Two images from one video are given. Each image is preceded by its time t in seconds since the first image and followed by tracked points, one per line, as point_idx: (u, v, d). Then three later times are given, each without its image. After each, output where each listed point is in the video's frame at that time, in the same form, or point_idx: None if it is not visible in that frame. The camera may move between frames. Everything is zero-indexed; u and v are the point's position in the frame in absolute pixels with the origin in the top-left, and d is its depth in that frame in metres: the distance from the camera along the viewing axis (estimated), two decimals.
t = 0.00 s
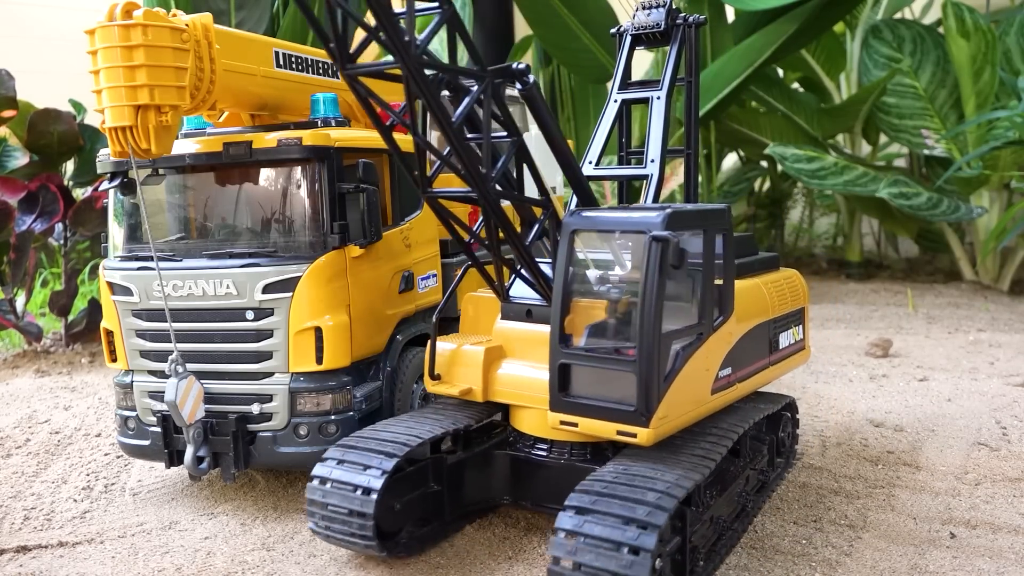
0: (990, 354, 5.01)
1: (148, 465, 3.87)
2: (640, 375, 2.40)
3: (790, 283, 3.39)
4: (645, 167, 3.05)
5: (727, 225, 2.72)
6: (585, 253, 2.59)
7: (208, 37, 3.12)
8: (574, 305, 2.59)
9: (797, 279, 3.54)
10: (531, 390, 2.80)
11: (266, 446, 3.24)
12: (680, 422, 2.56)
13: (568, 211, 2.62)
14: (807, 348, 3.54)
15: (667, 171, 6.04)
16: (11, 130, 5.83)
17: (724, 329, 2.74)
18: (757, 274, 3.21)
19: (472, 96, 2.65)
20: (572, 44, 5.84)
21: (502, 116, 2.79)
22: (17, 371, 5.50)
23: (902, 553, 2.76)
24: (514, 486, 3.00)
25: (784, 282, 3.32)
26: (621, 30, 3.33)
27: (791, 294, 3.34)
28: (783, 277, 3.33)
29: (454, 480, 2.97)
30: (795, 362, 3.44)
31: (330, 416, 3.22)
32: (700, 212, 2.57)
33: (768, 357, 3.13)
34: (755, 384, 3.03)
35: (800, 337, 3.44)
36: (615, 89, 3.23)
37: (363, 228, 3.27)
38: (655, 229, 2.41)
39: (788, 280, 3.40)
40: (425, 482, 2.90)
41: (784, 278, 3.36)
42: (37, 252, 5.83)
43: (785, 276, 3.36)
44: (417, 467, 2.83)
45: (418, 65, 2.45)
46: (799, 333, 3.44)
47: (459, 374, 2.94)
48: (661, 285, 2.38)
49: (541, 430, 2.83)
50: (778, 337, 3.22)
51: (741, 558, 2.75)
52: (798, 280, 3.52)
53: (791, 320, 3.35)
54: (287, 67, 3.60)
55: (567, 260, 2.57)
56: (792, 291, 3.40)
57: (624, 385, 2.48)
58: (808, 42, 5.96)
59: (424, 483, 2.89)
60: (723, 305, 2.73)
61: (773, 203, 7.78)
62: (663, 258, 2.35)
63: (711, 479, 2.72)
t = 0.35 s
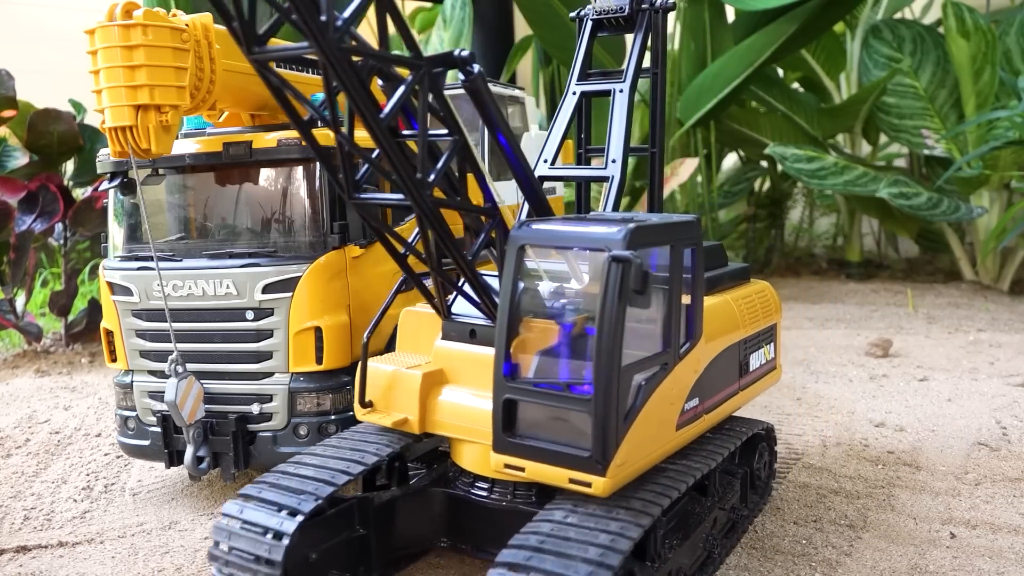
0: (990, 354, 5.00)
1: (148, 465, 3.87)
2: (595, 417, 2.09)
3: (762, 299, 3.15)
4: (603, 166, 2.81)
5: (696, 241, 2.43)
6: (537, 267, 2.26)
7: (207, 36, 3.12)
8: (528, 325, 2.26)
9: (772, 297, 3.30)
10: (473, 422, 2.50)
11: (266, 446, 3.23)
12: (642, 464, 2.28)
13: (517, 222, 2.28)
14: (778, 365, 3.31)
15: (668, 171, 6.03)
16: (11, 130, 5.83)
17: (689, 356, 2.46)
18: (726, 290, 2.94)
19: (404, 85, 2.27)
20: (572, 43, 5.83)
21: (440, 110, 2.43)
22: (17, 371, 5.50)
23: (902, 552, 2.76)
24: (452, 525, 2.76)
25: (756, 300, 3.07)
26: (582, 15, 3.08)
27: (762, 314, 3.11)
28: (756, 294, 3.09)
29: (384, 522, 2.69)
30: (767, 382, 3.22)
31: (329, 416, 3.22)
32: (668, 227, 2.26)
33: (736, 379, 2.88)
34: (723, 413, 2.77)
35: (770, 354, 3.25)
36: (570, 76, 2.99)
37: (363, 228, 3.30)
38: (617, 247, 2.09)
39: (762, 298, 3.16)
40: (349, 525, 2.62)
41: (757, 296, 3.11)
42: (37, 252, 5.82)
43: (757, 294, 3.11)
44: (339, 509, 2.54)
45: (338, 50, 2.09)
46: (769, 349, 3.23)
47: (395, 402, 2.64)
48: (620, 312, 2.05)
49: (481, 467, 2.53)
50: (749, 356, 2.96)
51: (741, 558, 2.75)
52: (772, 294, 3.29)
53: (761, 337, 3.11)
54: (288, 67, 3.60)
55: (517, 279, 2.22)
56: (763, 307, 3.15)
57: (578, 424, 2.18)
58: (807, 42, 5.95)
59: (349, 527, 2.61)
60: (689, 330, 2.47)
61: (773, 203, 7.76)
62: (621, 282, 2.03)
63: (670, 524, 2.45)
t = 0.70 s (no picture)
0: (990, 354, 5.00)
1: (147, 465, 3.87)
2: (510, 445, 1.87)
3: (740, 316, 2.91)
4: (565, 169, 2.77)
5: (646, 249, 2.21)
6: (464, 273, 2.06)
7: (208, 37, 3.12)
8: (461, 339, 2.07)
9: (754, 315, 3.03)
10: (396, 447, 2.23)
11: (265, 446, 3.23)
12: (577, 500, 2.04)
13: (436, 221, 2.09)
14: (761, 392, 3.03)
15: (668, 171, 6.03)
16: (11, 130, 5.82)
17: (638, 379, 2.24)
18: (696, 306, 2.73)
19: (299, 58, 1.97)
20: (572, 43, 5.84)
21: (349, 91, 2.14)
22: (17, 371, 5.49)
23: (902, 552, 2.75)
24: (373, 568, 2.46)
25: (729, 317, 2.82)
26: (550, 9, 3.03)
27: (738, 333, 2.85)
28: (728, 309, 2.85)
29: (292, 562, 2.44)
30: (747, 412, 2.94)
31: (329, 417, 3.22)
32: (606, 227, 2.06)
33: (704, 405, 2.61)
34: (685, 444, 2.52)
35: (751, 380, 2.97)
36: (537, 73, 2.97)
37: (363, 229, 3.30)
38: (538, 246, 1.89)
39: (741, 316, 2.92)
40: (253, 566, 2.37)
41: (732, 313, 2.85)
42: (37, 252, 5.82)
43: (732, 311, 2.86)
44: (237, 547, 2.30)
45: (206, 12, 1.80)
46: (748, 374, 2.95)
47: (313, 425, 2.38)
48: (539, 323, 1.83)
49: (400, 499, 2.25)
50: (719, 381, 2.71)
51: (742, 559, 2.75)
52: (753, 312, 3.03)
53: (737, 360, 2.84)
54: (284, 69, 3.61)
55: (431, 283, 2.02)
56: (743, 325, 2.92)
57: (496, 454, 1.95)
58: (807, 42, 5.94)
59: (254, 567, 2.37)
60: (640, 348, 2.25)
61: (773, 203, 7.75)
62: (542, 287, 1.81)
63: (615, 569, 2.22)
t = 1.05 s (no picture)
0: (990, 354, 5.00)
1: (148, 465, 3.87)
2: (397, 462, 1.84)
3: (744, 332, 2.75)
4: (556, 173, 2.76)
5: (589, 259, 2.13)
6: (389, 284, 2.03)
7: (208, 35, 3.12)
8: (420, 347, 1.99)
9: (768, 332, 2.85)
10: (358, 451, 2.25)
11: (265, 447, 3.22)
12: (487, 524, 1.99)
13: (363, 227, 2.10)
14: (770, 415, 2.84)
15: (668, 171, 6.02)
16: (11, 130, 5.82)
17: (579, 398, 2.15)
18: (680, 317, 2.62)
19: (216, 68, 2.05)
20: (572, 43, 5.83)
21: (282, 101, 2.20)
22: (17, 371, 5.49)
23: (902, 553, 2.75)
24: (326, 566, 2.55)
25: (722, 334, 2.67)
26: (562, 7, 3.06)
27: (736, 350, 2.69)
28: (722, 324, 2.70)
29: (246, 556, 2.52)
30: (749, 436, 2.77)
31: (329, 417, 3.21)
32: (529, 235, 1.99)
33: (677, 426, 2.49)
34: (651, 467, 2.41)
35: (756, 404, 2.79)
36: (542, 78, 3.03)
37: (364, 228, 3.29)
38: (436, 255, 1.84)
39: (744, 330, 2.75)
40: (208, 557, 2.46)
41: (727, 329, 2.70)
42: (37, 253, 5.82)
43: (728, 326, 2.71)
44: (190, 537, 2.41)
45: (105, 26, 1.89)
46: (752, 397, 2.78)
47: (279, 424, 2.42)
48: (429, 338, 1.79)
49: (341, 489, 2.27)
50: (702, 401, 2.57)
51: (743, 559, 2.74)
52: (767, 328, 2.86)
53: (732, 381, 2.68)
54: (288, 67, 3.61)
55: (349, 295, 2.04)
56: (749, 339, 2.77)
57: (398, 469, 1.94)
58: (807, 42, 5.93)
59: (208, 559, 2.46)
60: (584, 363, 2.17)
61: (773, 203, 7.73)
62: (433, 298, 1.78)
63: None
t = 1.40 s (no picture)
0: (990, 354, 5.00)
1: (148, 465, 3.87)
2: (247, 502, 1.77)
3: (692, 352, 2.58)
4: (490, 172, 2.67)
5: (489, 273, 2.02)
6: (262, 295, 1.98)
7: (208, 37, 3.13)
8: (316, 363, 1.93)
9: (726, 354, 2.67)
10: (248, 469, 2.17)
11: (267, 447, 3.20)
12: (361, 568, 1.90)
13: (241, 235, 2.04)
14: (722, 443, 2.68)
15: (668, 171, 6.03)
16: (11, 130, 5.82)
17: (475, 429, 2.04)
18: (617, 336, 2.49)
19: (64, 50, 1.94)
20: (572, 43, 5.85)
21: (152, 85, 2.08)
22: (17, 371, 5.49)
23: (902, 553, 2.75)
24: None
25: (666, 356, 2.50)
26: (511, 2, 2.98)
27: (681, 372, 2.53)
28: (668, 344, 2.53)
29: None
30: (696, 467, 2.61)
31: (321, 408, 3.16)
32: (411, 249, 1.88)
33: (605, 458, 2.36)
34: (573, 504, 2.28)
35: (706, 431, 2.64)
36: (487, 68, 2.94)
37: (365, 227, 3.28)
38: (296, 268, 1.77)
39: (693, 351, 2.59)
40: None
41: (672, 349, 2.53)
42: (37, 252, 5.82)
43: (675, 346, 2.54)
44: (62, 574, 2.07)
45: None
46: (701, 424, 2.62)
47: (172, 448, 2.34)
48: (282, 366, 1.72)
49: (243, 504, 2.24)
50: (636, 431, 2.43)
51: (745, 560, 2.74)
52: (724, 348, 2.68)
53: (674, 408, 2.53)
54: (287, 67, 3.61)
55: (217, 311, 2.00)
56: (700, 359, 2.60)
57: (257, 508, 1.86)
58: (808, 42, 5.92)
59: None
60: (486, 389, 2.07)
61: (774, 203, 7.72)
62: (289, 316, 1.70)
63: None
